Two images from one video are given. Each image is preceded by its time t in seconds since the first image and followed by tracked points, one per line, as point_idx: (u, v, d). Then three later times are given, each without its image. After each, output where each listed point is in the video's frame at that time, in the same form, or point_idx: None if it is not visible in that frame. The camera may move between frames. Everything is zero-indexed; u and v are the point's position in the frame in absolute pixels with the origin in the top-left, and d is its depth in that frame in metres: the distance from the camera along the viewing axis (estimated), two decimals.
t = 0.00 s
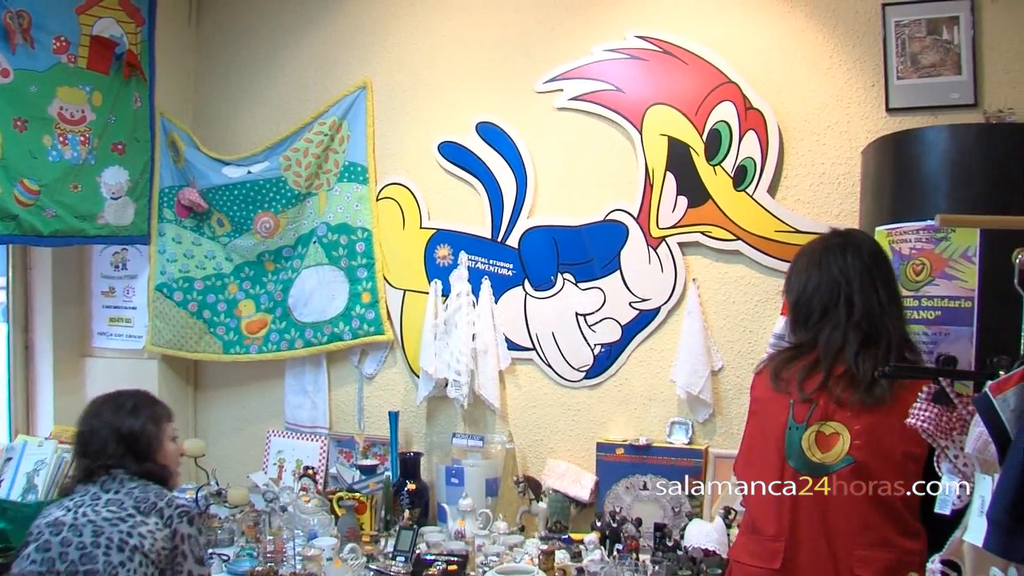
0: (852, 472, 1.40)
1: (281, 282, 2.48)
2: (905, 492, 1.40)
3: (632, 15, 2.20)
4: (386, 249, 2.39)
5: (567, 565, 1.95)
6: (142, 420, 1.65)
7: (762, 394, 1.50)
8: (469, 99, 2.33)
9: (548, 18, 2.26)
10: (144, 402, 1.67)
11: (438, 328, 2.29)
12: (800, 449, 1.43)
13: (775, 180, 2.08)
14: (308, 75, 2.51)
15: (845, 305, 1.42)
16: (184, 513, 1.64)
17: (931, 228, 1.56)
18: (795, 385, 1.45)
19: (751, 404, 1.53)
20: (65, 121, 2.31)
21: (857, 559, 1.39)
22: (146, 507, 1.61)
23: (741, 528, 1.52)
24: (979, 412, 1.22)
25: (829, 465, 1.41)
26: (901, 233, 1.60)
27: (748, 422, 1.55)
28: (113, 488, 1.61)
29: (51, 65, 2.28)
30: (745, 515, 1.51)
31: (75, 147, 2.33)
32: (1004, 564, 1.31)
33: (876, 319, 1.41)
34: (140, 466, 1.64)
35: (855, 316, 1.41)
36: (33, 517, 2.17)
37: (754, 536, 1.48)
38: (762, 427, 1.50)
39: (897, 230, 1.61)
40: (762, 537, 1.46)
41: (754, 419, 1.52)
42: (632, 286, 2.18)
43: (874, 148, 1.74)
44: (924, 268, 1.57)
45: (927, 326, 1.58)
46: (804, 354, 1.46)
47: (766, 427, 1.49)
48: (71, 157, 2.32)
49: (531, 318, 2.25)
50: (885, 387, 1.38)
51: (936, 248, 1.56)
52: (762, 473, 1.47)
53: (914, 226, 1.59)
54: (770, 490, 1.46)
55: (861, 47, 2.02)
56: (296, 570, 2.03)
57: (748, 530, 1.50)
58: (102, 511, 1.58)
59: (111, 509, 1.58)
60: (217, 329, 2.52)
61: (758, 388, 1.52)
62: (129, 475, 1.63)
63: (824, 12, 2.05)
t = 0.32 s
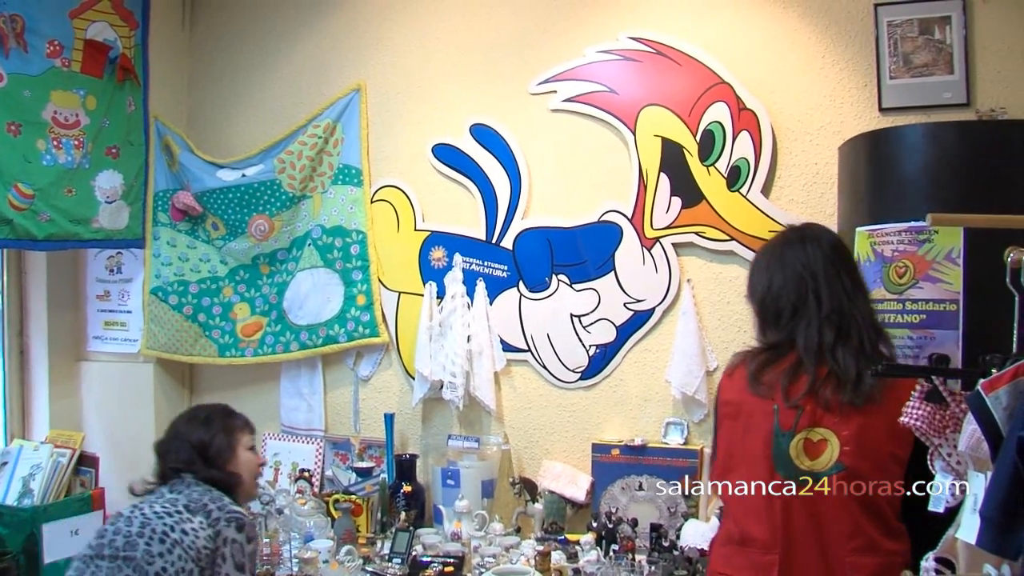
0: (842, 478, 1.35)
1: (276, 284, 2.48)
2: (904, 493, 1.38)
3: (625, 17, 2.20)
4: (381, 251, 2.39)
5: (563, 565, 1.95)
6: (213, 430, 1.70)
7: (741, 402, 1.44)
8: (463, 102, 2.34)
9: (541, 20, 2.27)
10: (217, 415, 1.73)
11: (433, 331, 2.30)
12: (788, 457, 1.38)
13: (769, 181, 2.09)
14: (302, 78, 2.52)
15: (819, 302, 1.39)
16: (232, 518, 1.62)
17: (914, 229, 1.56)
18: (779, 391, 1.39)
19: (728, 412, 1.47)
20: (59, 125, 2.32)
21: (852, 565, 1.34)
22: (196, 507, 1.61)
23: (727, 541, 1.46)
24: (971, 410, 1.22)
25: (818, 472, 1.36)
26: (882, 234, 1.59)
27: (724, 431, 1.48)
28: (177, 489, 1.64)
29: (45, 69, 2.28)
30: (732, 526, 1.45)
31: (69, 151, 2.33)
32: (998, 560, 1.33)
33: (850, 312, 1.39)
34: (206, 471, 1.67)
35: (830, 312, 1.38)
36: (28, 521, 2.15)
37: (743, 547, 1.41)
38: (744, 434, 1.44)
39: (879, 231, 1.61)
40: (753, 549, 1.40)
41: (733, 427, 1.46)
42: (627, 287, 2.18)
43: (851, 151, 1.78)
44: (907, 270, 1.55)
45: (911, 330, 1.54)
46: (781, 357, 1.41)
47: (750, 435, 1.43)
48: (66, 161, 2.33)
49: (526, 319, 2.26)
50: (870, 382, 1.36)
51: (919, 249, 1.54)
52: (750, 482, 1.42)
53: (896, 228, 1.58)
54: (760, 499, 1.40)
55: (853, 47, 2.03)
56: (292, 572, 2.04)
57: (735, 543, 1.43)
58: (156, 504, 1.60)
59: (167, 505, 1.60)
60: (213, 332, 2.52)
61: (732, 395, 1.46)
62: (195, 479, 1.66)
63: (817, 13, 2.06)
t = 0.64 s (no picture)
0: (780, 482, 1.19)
1: (271, 279, 2.48)
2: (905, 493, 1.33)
3: (618, 11, 2.20)
4: (375, 245, 2.39)
5: (558, 558, 1.95)
6: (243, 475, 1.72)
7: (667, 403, 1.21)
8: (457, 95, 2.34)
9: (534, 14, 2.27)
10: (248, 456, 1.75)
11: (428, 324, 2.30)
12: (723, 462, 1.19)
13: (763, 174, 2.10)
14: (296, 73, 2.52)
15: (739, 294, 1.18)
16: (273, 558, 1.65)
17: (887, 228, 1.63)
18: (710, 393, 1.18)
19: (648, 413, 1.22)
20: (53, 120, 2.31)
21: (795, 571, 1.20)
22: (237, 551, 1.65)
23: (652, 552, 1.25)
24: (964, 402, 1.23)
25: (753, 477, 1.20)
26: (855, 233, 1.68)
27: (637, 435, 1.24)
28: (221, 533, 1.68)
29: (39, 64, 2.28)
30: (659, 538, 1.24)
31: (63, 146, 2.33)
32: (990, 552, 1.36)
33: (772, 303, 1.19)
34: (243, 513, 1.69)
35: (751, 304, 1.17)
36: (24, 516, 2.16)
37: (674, 560, 1.22)
38: (671, 439, 1.22)
39: (852, 229, 1.69)
40: (690, 561, 1.21)
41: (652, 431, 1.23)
42: (621, 280, 2.18)
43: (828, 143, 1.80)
44: (881, 270, 1.63)
45: (886, 330, 1.63)
46: (706, 357, 1.19)
47: (680, 438, 1.21)
48: (60, 156, 2.32)
49: (521, 313, 2.26)
50: (798, 378, 1.17)
51: (891, 249, 1.62)
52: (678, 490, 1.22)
53: (868, 227, 1.66)
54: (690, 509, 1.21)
55: (847, 40, 2.03)
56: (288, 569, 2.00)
57: (664, 554, 1.23)
58: (199, 553, 1.66)
59: (209, 554, 1.65)
60: (208, 326, 2.53)
61: (652, 397, 1.22)
62: (236, 523, 1.69)
63: (810, 5, 2.06)
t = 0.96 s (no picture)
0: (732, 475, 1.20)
1: (272, 272, 2.48)
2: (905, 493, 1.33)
3: (620, 4, 2.20)
4: (377, 239, 2.39)
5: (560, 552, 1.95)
6: (257, 550, 1.56)
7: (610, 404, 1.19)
8: (459, 89, 2.33)
9: (536, 6, 2.27)
10: (262, 532, 1.59)
11: (430, 317, 2.30)
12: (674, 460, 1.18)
13: (765, 166, 2.10)
14: (298, 67, 2.51)
15: (666, 284, 1.19)
16: None
17: (889, 221, 1.64)
18: (654, 388, 1.18)
19: (590, 417, 1.19)
20: (55, 113, 2.31)
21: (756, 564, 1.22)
22: None
23: (605, 559, 1.22)
24: (965, 394, 1.23)
25: (706, 470, 1.20)
26: (858, 225, 1.69)
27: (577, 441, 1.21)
28: None
29: (40, 57, 2.28)
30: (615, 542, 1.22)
31: (64, 139, 2.33)
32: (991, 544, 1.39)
33: (699, 291, 1.20)
34: None
35: (678, 293, 1.19)
36: (26, 508, 2.16)
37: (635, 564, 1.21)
38: (617, 441, 1.19)
39: (855, 223, 1.71)
40: (648, 564, 1.20)
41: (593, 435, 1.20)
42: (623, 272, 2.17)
43: (835, 135, 1.80)
44: (882, 263, 1.64)
45: (888, 324, 1.64)
46: (642, 352, 1.19)
47: (627, 439, 1.19)
48: (61, 150, 2.32)
49: (522, 306, 2.25)
50: (731, 363, 1.18)
51: (893, 241, 1.63)
52: (632, 493, 1.20)
53: (870, 219, 1.67)
54: (647, 511, 1.20)
55: (848, 32, 2.03)
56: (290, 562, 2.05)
57: (618, 560, 1.21)
58: None
59: None
60: (210, 319, 2.53)
61: (594, 399, 1.19)
62: None
63: None
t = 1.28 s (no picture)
0: (722, 451, 1.32)
1: (281, 258, 2.48)
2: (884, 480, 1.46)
3: None
4: (385, 225, 2.39)
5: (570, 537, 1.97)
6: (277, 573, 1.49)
7: (614, 396, 1.25)
8: (468, 74, 2.33)
9: None
10: (284, 555, 1.52)
11: (439, 302, 2.29)
12: (675, 443, 1.28)
13: (774, 150, 2.10)
14: (305, 53, 2.51)
15: (630, 279, 1.30)
16: None
17: (898, 204, 1.65)
18: (650, 375, 1.27)
19: (597, 412, 1.25)
20: (63, 101, 2.31)
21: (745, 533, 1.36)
22: None
23: (615, 549, 1.29)
24: (974, 375, 1.23)
25: (701, 450, 1.30)
26: (867, 210, 1.70)
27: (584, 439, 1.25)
28: None
29: (47, 45, 2.28)
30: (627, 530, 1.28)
31: (73, 127, 2.33)
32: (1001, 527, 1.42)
33: (657, 281, 1.33)
34: None
35: (643, 287, 1.31)
36: (37, 495, 2.17)
37: (646, 548, 1.28)
38: (624, 431, 1.25)
39: (865, 207, 1.71)
40: (659, 548, 1.28)
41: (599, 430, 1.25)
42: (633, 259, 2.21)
43: (843, 118, 1.79)
44: (892, 246, 1.65)
45: (897, 308, 1.64)
46: (624, 345, 1.29)
47: (633, 429, 1.26)
48: (70, 137, 2.32)
49: (531, 292, 2.25)
50: (701, 345, 1.31)
51: (903, 226, 1.64)
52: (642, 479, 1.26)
53: (880, 204, 1.68)
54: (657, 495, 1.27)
55: (858, 16, 2.02)
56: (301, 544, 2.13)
57: (629, 548, 1.28)
58: None
59: None
60: (219, 306, 2.53)
61: (594, 391, 1.25)
62: None
63: None
